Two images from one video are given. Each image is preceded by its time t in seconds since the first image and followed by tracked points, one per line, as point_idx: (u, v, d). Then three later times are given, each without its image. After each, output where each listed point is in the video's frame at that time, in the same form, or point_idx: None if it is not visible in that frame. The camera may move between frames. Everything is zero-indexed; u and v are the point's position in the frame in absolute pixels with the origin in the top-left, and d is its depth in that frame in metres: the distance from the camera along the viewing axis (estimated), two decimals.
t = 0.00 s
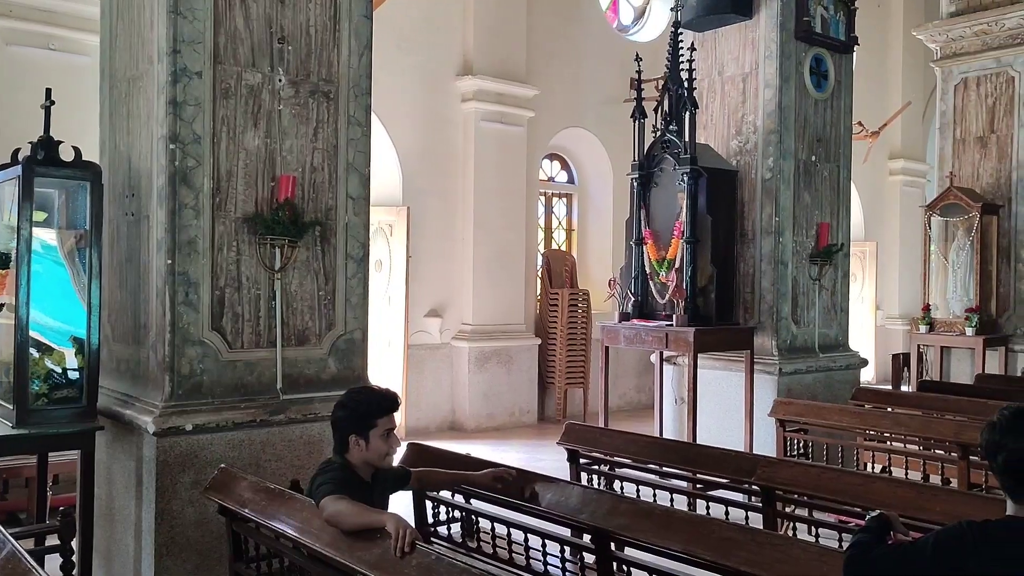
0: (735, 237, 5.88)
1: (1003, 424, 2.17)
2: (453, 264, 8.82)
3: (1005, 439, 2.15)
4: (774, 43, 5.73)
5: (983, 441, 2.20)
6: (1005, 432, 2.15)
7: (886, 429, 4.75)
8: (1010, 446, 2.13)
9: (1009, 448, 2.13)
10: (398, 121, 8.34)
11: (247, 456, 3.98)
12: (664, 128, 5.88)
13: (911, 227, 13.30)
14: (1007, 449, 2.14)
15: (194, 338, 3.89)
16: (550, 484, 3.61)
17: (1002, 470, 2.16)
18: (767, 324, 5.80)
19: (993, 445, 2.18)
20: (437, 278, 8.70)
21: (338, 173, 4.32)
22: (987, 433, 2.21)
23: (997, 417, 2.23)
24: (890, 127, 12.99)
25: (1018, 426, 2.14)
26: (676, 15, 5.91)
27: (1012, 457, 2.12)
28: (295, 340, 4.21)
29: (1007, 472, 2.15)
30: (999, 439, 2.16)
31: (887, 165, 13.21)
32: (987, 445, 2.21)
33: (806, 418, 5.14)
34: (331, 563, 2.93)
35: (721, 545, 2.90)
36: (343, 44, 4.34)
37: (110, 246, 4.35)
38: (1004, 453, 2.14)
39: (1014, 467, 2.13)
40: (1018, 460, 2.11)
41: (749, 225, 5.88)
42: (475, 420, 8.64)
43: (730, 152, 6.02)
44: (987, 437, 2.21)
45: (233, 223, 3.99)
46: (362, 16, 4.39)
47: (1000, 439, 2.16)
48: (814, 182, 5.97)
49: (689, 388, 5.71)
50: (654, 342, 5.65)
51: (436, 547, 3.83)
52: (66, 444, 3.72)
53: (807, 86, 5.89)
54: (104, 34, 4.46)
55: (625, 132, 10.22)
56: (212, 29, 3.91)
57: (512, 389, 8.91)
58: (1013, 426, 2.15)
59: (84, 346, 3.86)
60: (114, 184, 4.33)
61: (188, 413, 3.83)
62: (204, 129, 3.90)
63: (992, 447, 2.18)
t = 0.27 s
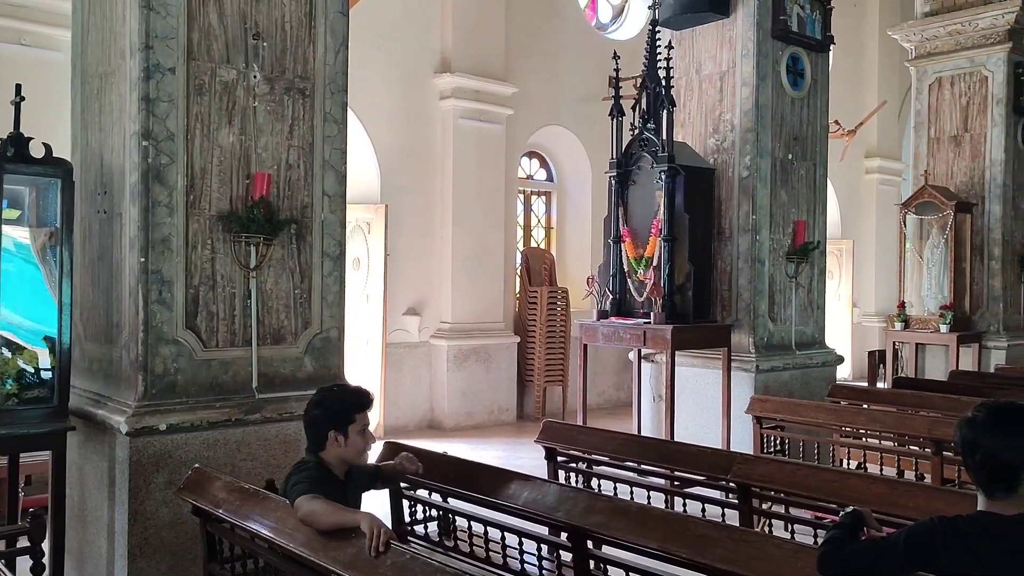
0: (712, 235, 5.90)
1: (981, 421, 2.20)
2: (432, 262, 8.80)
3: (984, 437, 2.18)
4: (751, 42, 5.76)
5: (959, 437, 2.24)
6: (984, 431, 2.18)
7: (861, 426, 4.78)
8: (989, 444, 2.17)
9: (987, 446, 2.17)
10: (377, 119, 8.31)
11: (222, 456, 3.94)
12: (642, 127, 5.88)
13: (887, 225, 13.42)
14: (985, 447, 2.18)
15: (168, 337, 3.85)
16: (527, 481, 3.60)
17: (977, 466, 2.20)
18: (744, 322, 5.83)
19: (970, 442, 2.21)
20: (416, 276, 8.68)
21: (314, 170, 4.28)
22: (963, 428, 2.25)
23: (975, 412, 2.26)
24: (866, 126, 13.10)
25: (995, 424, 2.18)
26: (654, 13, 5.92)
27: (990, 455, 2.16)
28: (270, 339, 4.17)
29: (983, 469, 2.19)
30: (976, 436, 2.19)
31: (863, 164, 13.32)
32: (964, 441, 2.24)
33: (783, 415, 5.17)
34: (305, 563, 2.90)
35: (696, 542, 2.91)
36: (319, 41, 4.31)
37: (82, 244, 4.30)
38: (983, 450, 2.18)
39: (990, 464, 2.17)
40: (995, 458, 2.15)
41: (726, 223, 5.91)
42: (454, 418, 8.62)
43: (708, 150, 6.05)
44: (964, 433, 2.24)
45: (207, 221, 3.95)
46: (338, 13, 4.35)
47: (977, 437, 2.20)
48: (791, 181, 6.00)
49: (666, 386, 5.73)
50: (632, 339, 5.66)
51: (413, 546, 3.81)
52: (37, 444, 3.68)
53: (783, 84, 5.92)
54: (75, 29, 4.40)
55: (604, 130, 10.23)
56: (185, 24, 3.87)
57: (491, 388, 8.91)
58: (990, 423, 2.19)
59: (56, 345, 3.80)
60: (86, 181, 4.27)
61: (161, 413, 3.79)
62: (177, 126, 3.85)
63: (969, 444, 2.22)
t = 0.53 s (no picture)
0: (690, 234, 5.92)
1: (956, 419, 2.29)
2: (411, 261, 8.77)
3: (959, 433, 2.26)
4: (728, 41, 5.78)
5: (934, 436, 2.31)
6: (960, 428, 2.26)
7: (837, 423, 4.81)
8: (965, 441, 2.24)
9: (963, 442, 2.24)
10: (355, 116, 8.27)
11: (196, 456, 3.90)
12: (620, 125, 5.89)
13: (863, 223, 13.53)
14: (960, 444, 2.25)
15: (141, 337, 3.80)
16: (504, 481, 3.60)
17: (951, 463, 2.27)
18: (722, 319, 5.86)
19: (945, 441, 2.29)
20: (395, 275, 8.65)
21: (290, 168, 4.25)
22: (937, 427, 2.33)
23: (948, 412, 2.35)
24: (843, 125, 13.20)
25: (969, 422, 2.26)
26: (631, 12, 5.93)
27: (965, 451, 2.23)
28: (245, 338, 4.14)
29: (957, 466, 2.26)
30: (951, 434, 2.27)
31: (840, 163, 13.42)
32: (937, 440, 2.32)
33: (760, 413, 5.20)
34: (280, 564, 2.88)
35: (672, 540, 2.91)
36: (294, 37, 4.27)
37: (54, 242, 4.24)
38: (958, 447, 2.25)
39: (964, 460, 2.24)
40: (970, 455, 2.23)
41: (704, 221, 5.93)
42: (433, 417, 8.60)
43: (685, 148, 6.06)
44: (938, 431, 2.32)
45: (181, 219, 3.91)
46: (313, 9, 4.32)
47: (952, 434, 2.28)
48: (768, 179, 6.03)
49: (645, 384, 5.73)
50: (610, 338, 5.66)
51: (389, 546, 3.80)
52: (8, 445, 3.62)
53: (761, 83, 5.94)
54: (45, 24, 4.34)
55: (583, 129, 10.24)
56: (158, 21, 3.83)
57: (470, 386, 8.89)
58: (965, 422, 2.27)
59: (27, 345, 3.75)
60: (57, 178, 4.22)
61: (135, 413, 3.75)
62: (150, 124, 3.81)
63: (944, 442, 2.29)
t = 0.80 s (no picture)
0: (667, 233, 5.94)
1: (929, 418, 2.30)
2: (390, 260, 8.74)
3: (933, 432, 2.27)
4: (706, 40, 5.80)
5: (907, 435, 2.33)
6: (933, 427, 2.28)
7: (813, 421, 4.84)
8: (938, 440, 2.26)
9: (936, 441, 2.26)
10: (333, 115, 8.22)
11: (171, 458, 3.86)
12: (598, 125, 5.89)
13: (841, 223, 13.63)
14: (933, 442, 2.27)
15: (114, 337, 3.76)
16: (481, 480, 3.59)
17: (924, 462, 2.28)
18: (700, 318, 5.88)
19: (919, 439, 2.30)
20: (374, 274, 8.61)
21: (265, 167, 4.22)
22: (911, 426, 2.34)
23: (920, 411, 2.36)
24: (821, 125, 13.30)
25: (942, 421, 2.28)
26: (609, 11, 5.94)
27: (938, 450, 2.25)
28: (220, 338, 4.10)
29: (930, 465, 2.27)
30: (925, 433, 2.28)
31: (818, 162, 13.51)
32: (911, 439, 2.33)
33: (737, 412, 5.22)
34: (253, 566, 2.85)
35: (647, 539, 2.92)
36: (269, 35, 4.24)
37: (25, 242, 4.18)
38: (931, 446, 2.26)
39: (937, 459, 2.25)
40: (943, 453, 2.24)
41: (681, 221, 5.95)
42: (412, 417, 8.57)
43: (664, 148, 6.08)
44: (911, 430, 2.33)
45: (155, 218, 3.87)
46: (289, 7, 4.29)
47: (925, 433, 2.29)
48: (745, 179, 6.05)
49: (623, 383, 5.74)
50: (589, 337, 5.66)
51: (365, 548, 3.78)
52: None
53: (738, 83, 5.97)
54: (16, 21, 4.28)
55: (562, 128, 10.25)
56: (131, 17, 3.79)
57: (449, 386, 8.87)
58: (937, 420, 2.29)
59: None
60: (28, 177, 4.16)
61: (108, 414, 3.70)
62: (123, 122, 3.76)
63: (917, 441, 2.31)
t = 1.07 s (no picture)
0: (645, 234, 5.96)
1: (900, 419, 2.30)
2: (368, 261, 8.70)
3: (904, 433, 2.27)
4: (683, 42, 5.82)
5: (878, 435, 2.33)
6: (904, 427, 2.28)
7: (788, 421, 4.86)
8: (909, 440, 2.26)
9: (907, 441, 2.26)
10: (311, 115, 8.18)
11: (143, 461, 3.81)
12: (576, 126, 5.89)
13: (818, 224, 13.73)
14: (904, 443, 2.27)
15: (85, 339, 3.71)
16: (457, 482, 3.58)
17: (895, 463, 2.29)
18: (677, 319, 5.90)
19: (890, 440, 2.30)
20: (352, 274, 8.58)
21: (240, 168, 4.19)
22: (882, 427, 2.34)
23: (891, 412, 2.36)
24: (798, 126, 13.39)
25: (912, 422, 2.28)
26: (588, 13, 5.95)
27: (908, 450, 2.25)
28: (194, 340, 4.07)
29: (901, 465, 2.27)
30: (895, 434, 2.29)
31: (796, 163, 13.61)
32: (882, 440, 2.33)
33: (713, 412, 5.24)
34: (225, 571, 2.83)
35: (621, 541, 2.92)
36: (244, 35, 4.21)
37: None
38: (902, 446, 2.26)
39: (907, 459, 2.25)
40: (913, 453, 2.24)
41: (659, 222, 5.97)
42: (390, 418, 8.54)
43: (641, 149, 6.09)
44: (882, 431, 2.33)
45: (127, 219, 3.83)
46: (263, 7, 4.27)
47: (896, 433, 2.29)
48: (722, 180, 6.08)
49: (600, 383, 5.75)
50: (567, 337, 5.65)
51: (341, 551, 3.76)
52: None
53: (715, 84, 5.99)
54: None
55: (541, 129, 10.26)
56: (102, 16, 3.74)
57: (429, 387, 8.85)
58: (908, 421, 2.29)
59: None
60: None
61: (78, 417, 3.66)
62: (94, 122, 3.71)
63: (888, 442, 2.31)
